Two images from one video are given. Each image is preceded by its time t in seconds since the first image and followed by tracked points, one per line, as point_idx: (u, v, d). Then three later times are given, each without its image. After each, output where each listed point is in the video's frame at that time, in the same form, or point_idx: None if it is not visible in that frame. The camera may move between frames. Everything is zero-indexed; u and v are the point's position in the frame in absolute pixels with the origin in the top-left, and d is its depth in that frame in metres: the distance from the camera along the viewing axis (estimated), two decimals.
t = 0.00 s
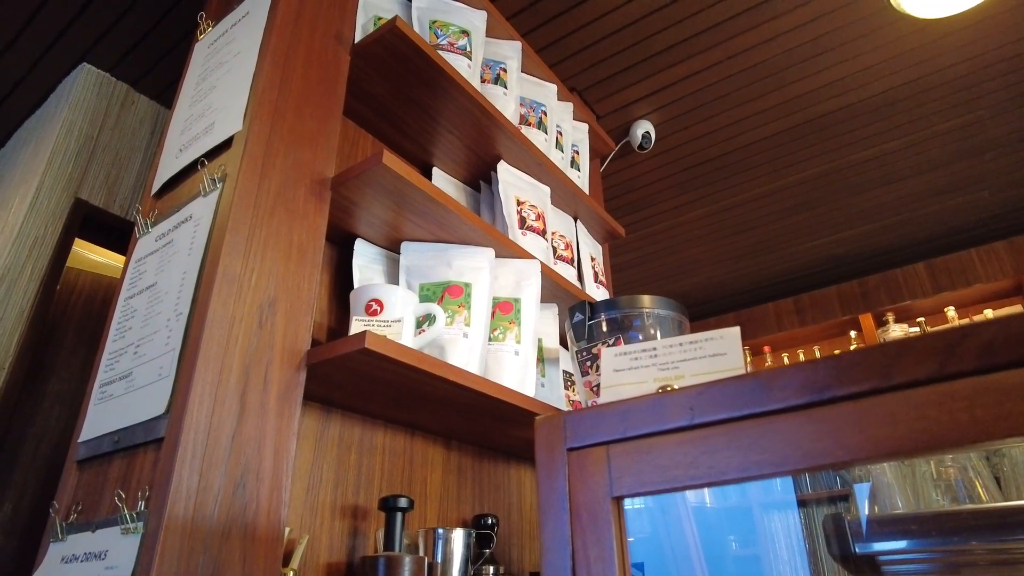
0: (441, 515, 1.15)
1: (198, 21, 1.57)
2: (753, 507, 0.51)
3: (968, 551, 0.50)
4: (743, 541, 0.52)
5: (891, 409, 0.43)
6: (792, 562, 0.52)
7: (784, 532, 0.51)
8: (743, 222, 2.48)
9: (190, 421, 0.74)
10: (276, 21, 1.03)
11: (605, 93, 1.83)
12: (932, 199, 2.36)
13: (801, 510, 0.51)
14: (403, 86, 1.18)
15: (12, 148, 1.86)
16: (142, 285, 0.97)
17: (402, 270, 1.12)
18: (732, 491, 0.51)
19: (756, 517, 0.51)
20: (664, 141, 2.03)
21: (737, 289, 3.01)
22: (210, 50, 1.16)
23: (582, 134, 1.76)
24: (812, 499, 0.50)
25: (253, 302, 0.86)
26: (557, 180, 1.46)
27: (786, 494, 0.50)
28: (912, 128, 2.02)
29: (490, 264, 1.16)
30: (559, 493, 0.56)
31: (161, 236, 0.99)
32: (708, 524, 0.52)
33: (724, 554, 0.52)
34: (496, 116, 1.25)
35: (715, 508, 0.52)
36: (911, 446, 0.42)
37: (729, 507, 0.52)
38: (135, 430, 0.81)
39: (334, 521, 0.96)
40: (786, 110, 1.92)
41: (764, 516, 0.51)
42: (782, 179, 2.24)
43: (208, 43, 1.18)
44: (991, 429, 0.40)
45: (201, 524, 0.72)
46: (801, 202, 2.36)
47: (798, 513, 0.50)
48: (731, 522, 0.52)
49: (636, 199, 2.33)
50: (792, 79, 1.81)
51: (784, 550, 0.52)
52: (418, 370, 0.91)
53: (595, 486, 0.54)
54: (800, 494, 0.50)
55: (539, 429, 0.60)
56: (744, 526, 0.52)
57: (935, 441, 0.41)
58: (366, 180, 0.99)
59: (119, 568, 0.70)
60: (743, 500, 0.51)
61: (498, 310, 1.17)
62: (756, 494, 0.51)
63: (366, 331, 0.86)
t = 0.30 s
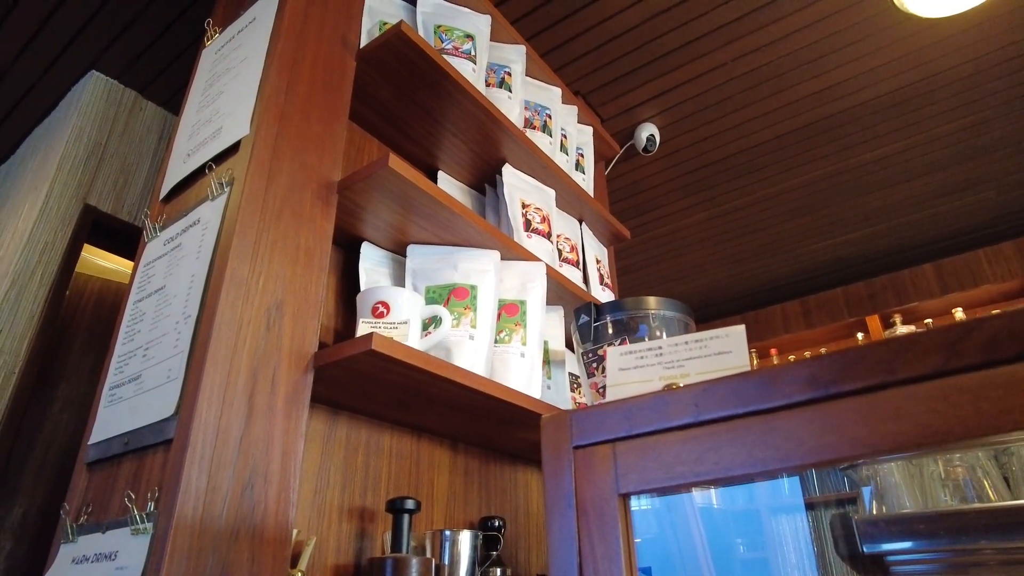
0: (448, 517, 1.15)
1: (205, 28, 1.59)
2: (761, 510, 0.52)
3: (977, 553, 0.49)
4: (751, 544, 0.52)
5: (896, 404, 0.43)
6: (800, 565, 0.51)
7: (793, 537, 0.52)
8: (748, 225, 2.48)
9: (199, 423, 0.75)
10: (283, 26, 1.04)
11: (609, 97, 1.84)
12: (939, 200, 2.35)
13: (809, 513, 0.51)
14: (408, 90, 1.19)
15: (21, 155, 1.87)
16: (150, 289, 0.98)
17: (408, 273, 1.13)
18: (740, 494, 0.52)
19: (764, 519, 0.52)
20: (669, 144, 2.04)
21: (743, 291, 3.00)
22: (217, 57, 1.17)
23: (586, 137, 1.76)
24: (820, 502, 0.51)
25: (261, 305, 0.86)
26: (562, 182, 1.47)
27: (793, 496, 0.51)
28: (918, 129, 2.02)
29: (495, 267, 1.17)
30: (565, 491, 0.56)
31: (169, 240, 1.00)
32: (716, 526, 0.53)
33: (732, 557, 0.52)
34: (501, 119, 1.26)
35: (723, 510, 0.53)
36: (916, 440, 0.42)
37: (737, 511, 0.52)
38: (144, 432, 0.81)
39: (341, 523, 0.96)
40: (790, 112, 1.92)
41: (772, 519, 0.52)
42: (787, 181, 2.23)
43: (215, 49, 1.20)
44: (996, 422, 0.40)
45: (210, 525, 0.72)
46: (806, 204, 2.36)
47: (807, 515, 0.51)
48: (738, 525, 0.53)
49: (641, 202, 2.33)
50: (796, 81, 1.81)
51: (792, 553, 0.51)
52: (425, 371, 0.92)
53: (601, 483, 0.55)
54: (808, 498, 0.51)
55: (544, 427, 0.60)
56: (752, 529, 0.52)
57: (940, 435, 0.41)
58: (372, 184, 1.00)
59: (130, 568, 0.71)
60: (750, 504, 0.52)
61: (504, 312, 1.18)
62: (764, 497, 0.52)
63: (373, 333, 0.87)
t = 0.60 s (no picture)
0: (453, 516, 1.16)
1: (210, 32, 1.60)
2: (767, 510, 0.53)
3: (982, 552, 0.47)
4: (757, 543, 0.53)
5: (895, 399, 0.44)
6: (807, 565, 0.51)
7: (800, 537, 0.52)
8: (752, 224, 2.48)
9: (206, 422, 0.75)
10: (287, 30, 1.05)
11: (612, 97, 1.84)
12: (944, 198, 2.34)
13: (815, 512, 0.52)
14: (411, 91, 1.19)
15: (29, 160, 1.89)
16: (157, 290, 0.98)
17: (412, 274, 1.13)
18: (746, 494, 0.53)
19: (770, 519, 0.53)
20: (672, 144, 2.04)
21: (747, 291, 3.00)
22: (222, 60, 1.18)
23: (589, 138, 1.77)
24: (826, 502, 0.51)
25: (266, 306, 0.87)
26: (565, 182, 1.47)
27: (799, 496, 0.51)
28: (922, 127, 2.01)
29: (499, 267, 1.17)
30: (568, 488, 0.56)
31: (175, 242, 1.01)
32: (723, 526, 0.54)
33: (739, 557, 0.53)
34: (503, 120, 1.26)
35: (730, 510, 0.54)
36: (913, 435, 0.42)
37: (744, 511, 0.53)
38: (151, 432, 0.82)
39: (347, 522, 0.97)
40: (793, 111, 1.92)
41: (778, 518, 0.52)
42: (791, 180, 2.23)
43: (220, 52, 1.21)
44: (993, 417, 0.40)
45: (217, 524, 0.73)
46: (810, 203, 2.36)
47: (813, 515, 0.51)
48: (745, 525, 0.53)
49: (644, 202, 2.34)
50: (798, 81, 1.81)
51: (798, 552, 0.52)
52: (429, 371, 0.92)
53: (603, 480, 0.55)
54: (814, 497, 0.51)
55: (547, 425, 0.60)
56: (759, 529, 0.53)
57: (938, 430, 0.42)
58: (376, 185, 1.01)
59: (138, 567, 0.72)
60: (757, 504, 0.53)
61: (508, 312, 1.18)
62: (769, 496, 0.52)
63: (377, 333, 0.88)
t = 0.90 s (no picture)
0: (455, 510, 1.16)
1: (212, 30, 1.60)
2: (771, 505, 0.53)
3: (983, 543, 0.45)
4: (760, 540, 0.53)
5: (891, 386, 0.44)
6: (811, 561, 0.51)
7: (803, 532, 0.52)
8: (756, 220, 2.47)
9: (208, 415, 0.76)
10: (288, 26, 1.05)
11: (614, 93, 1.84)
12: (948, 193, 2.33)
13: (818, 507, 0.52)
14: (413, 87, 1.19)
15: (34, 157, 1.90)
16: (160, 286, 0.99)
17: (414, 269, 1.14)
18: (749, 490, 0.54)
19: (773, 515, 0.53)
20: (674, 140, 2.04)
21: (751, 286, 2.99)
22: (224, 57, 1.19)
23: (591, 133, 1.77)
24: (830, 497, 0.52)
25: (268, 300, 0.88)
26: (567, 178, 1.47)
27: (803, 491, 0.53)
28: (925, 122, 2.00)
29: (500, 263, 1.18)
30: (567, 478, 0.57)
31: (178, 238, 1.02)
32: (724, 523, 0.54)
33: (741, 552, 0.53)
34: (505, 116, 1.26)
35: (733, 506, 0.54)
36: (910, 422, 0.42)
37: (747, 507, 0.54)
38: (155, 425, 0.83)
39: (350, 516, 0.97)
40: (796, 106, 1.92)
41: (781, 514, 0.53)
42: (794, 175, 2.23)
43: (222, 49, 1.21)
44: (989, 403, 0.40)
45: (220, 517, 0.74)
46: (813, 198, 2.35)
47: (816, 510, 0.52)
48: (747, 521, 0.54)
49: (646, 198, 2.34)
50: (800, 76, 1.81)
51: (802, 548, 0.51)
52: (431, 365, 0.93)
53: (601, 469, 0.55)
54: (818, 493, 0.52)
55: (546, 416, 0.61)
56: (761, 525, 0.53)
57: (934, 416, 0.42)
58: (377, 180, 1.01)
59: (141, 558, 0.72)
60: (760, 501, 0.54)
61: (509, 307, 1.18)
62: (773, 491, 0.53)
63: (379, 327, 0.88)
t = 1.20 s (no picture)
0: (455, 496, 1.17)
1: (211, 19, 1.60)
2: (771, 493, 0.55)
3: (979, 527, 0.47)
4: (760, 527, 0.55)
5: (879, 368, 0.44)
6: (810, 548, 0.52)
7: (803, 520, 0.54)
8: (757, 208, 2.47)
9: (208, 402, 0.76)
10: (286, 15, 1.05)
11: (614, 81, 1.84)
12: (951, 180, 2.32)
13: (818, 496, 0.54)
14: (411, 76, 1.19)
15: (34, 148, 1.90)
16: (160, 274, 1.00)
17: (413, 257, 1.14)
18: (750, 477, 0.55)
19: (773, 503, 0.55)
20: (674, 128, 2.03)
21: (752, 275, 2.99)
22: (222, 46, 1.19)
23: (591, 122, 1.76)
24: (830, 485, 0.53)
25: (267, 288, 0.88)
26: (566, 166, 1.47)
27: (803, 479, 0.54)
28: (928, 109, 1.99)
29: (499, 251, 1.18)
30: (561, 460, 0.57)
31: (177, 227, 1.02)
32: (724, 511, 0.56)
33: (741, 539, 0.55)
34: (504, 104, 1.26)
35: (733, 494, 0.56)
36: (897, 403, 0.43)
37: (747, 495, 0.55)
38: (156, 412, 0.83)
39: (350, 501, 0.98)
40: (797, 94, 1.91)
41: (781, 502, 0.55)
42: (795, 164, 2.22)
43: (221, 39, 1.21)
44: (975, 384, 0.41)
45: (220, 502, 0.74)
46: (814, 187, 2.35)
47: (816, 497, 0.53)
48: (748, 509, 0.56)
49: (647, 187, 2.33)
50: (801, 63, 1.80)
51: (802, 536, 0.53)
52: (429, 353, 0.93)
53: (594, 452, 0.56)
54: (818, 480, 0.53)
55: (540, 399, 0.61)
56: (762, 513, 0.55)
57: (920, 398, 0.42)
58: (375, 169, 1.01)
59: (144, 542, 0.73)
60: (760, 488, 0.55)
61: (508, 295, 1.19)
62: (774, 479, 0.55)
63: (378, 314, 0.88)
